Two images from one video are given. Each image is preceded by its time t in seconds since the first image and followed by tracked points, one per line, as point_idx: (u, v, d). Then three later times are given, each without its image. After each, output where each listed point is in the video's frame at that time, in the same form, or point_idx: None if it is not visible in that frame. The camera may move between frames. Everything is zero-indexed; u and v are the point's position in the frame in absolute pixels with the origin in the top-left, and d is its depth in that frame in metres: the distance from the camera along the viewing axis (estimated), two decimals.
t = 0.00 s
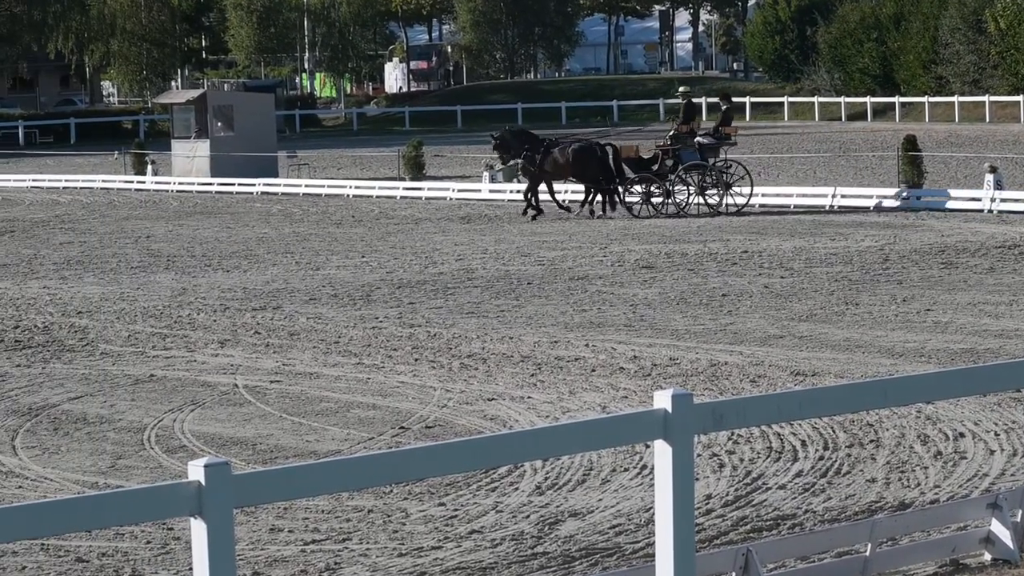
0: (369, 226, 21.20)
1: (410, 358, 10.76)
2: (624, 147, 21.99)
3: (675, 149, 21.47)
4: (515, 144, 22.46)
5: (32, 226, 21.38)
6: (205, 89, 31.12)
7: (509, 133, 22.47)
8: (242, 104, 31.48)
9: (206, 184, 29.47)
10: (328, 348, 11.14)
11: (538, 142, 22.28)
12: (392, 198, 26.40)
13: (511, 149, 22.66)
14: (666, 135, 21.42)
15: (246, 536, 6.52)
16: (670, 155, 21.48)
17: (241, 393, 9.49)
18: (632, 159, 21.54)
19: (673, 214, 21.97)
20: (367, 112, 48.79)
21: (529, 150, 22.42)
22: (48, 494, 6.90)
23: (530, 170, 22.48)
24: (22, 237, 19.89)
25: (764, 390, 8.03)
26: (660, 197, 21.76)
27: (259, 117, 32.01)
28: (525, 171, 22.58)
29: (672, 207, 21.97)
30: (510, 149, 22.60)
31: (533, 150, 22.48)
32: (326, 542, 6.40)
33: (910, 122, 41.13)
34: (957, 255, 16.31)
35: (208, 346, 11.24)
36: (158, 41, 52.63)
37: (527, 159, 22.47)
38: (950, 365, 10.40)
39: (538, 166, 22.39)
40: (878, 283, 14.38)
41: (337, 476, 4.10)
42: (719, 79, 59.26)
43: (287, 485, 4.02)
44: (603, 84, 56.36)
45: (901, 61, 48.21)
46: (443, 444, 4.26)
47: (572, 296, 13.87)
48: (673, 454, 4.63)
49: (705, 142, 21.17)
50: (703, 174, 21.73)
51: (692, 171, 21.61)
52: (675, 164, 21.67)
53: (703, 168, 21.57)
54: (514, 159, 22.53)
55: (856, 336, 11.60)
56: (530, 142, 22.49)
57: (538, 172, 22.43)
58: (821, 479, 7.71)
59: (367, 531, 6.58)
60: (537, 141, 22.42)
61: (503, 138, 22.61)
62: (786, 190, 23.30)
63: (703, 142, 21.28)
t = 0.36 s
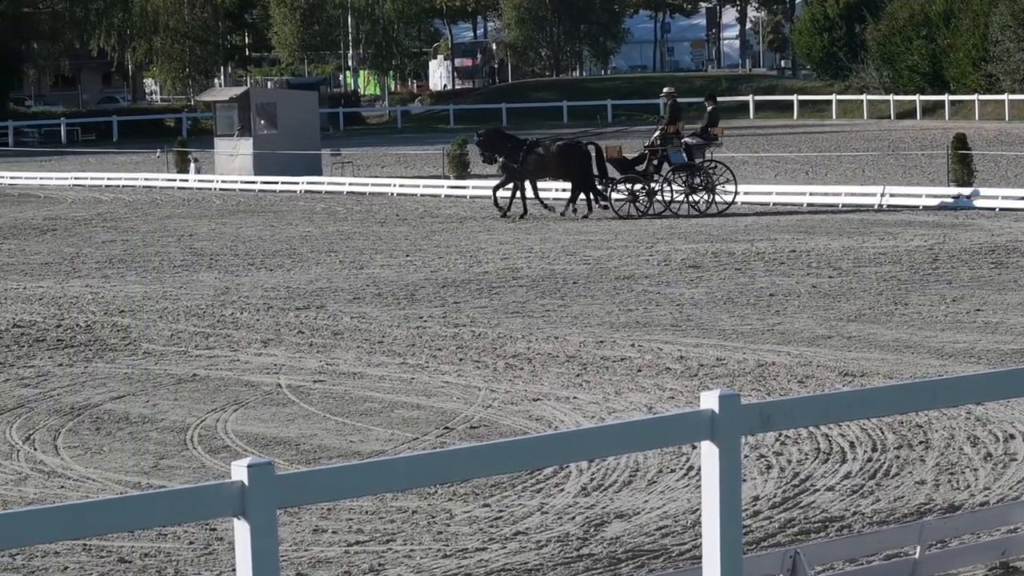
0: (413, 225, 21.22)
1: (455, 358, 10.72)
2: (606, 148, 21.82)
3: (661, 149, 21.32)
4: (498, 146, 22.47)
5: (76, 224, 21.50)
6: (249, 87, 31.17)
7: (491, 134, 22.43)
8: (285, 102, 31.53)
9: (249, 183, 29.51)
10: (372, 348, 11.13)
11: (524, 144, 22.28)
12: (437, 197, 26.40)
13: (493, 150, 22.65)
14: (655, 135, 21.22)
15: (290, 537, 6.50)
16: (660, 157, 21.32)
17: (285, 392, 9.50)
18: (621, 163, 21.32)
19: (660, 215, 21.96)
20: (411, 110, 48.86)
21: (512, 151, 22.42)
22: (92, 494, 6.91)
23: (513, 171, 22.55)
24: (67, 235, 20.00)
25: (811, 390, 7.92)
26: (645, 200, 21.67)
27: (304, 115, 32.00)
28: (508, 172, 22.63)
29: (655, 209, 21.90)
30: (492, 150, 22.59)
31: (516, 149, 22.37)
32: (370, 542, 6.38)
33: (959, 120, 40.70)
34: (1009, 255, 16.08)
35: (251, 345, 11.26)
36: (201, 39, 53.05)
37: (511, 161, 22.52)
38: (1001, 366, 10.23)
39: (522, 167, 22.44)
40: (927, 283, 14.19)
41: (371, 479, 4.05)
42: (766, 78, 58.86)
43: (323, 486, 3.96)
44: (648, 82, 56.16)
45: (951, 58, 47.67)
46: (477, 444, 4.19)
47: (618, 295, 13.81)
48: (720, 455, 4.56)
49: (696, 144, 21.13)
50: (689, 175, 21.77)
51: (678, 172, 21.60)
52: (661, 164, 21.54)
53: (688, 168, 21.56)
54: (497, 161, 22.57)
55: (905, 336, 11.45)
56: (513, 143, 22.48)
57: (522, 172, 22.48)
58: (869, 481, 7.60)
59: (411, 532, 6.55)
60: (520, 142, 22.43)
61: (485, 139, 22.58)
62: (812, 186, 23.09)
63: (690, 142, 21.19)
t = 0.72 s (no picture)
0: (472, 223, 21.19)
1: (515, 357, 10.69)
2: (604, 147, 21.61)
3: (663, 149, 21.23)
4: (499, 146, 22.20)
5: (136, 223, 21.71)
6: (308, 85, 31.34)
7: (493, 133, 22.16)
8: (342, 99, 31.63)
9: (308, 180, 29.60)
10: (432, 346, 11.11)
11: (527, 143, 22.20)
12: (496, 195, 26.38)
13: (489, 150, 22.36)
14: (655, 136, 21.13)
15: (349, 536, 6.48)
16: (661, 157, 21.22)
17: (345, 391, 9.50)
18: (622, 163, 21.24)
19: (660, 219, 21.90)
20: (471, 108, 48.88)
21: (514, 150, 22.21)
22: (152, 494, 6.93)
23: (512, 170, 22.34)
24: (128, 233, 20.20)
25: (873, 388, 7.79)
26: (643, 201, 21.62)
27: (362, 110, 32.21)
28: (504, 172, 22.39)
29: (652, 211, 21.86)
30: (489, 149, 22.32)
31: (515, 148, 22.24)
32: (430, 542, 6.35)
33: None
34: None
35: (311, 344, 11.28)
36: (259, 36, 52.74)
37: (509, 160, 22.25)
38: None
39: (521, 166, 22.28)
40: (992, 283, 13.94)
41: (427, 480, 4.00)
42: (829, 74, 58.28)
43: (382, 482, 3.93)
44: (709, 79, 55.81)
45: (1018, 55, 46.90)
46: (534, 444, 4.14)
47: (678, 294, 13.69)
48: (782, 455, 4.49)
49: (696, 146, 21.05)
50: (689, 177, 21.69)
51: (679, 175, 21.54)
52: (661, 164, 21.46)
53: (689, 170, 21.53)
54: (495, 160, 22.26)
55: (970, 336, 11.25)
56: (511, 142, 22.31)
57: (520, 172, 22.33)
58: (932, 481, 7.46)
59: (471, 532, 6.52)
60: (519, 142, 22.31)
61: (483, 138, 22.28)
62: (875, 185, 22.84)
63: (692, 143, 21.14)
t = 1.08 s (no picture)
0: (520, 221, 21.13)
1: (564, 356, 10.64)
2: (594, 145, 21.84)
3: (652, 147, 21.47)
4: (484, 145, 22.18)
5: (182, 220, 21.84)
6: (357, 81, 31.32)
7: (477, 132, 22.15)
8: (390, 97, 31.67)
9: (355, 178, 29.62)
10: (480, 345, 11.08)
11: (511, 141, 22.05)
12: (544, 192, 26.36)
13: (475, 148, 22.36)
14: (646, 135, 21.35)
15: (396, 536, 6.44)
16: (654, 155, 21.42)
17: (392, 390, 9.49)
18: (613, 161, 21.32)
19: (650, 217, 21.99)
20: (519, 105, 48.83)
21: (499, 148, 22.13)
22: (198, 493, 6.93)
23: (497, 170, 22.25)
24: (175, 231, 20.33)
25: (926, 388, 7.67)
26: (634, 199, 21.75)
27: (411, 109, 32.20)
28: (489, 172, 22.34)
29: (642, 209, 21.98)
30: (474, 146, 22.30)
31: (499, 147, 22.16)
32: (478, 543, 6.31)
33: None
34: None
35: (358, 343, 11.28)
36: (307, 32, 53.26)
37: (494, 159, 22.18)
38: None
39: (506, 165, 22.18)
40: None
41: (473, 480, 3.95)
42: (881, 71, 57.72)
43: (429, 483, 3.89)
44: (759, 75, 55.45)
45: None
46: (582, 444, 4.10)
47: (729, 294, 13.58)
48: (833, 456, 4.40)
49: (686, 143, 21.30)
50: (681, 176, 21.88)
51: (669, 173, 21.75)
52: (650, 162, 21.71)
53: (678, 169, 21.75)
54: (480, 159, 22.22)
55: None
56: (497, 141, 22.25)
57: (507, 171, 22.23)
58: (986, 482, 7.33)
59: (519, 532, 6.48)
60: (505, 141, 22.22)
61: (469, 135, 22.29)
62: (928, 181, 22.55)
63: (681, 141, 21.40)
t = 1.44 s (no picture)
0: (570, 220, 21.05)
1: (616, 357, 10.56)
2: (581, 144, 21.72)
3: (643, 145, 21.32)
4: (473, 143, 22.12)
5: (230, 219, 21.94)
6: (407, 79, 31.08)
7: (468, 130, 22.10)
8: (440, 94, 31.56)
9: (404, 176, 29.52)
10: (531, 346, 11.03)
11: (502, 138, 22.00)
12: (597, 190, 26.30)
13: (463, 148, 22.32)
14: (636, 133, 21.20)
15: (445, 539, 6.40)
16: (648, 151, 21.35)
17: (442, 391, 9.46)
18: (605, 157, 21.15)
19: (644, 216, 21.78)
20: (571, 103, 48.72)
21: (489, 147, 22.08)
22: (245, 495, 6.92)
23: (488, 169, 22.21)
24: (223, 229, 20.41)
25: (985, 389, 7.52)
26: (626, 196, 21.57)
27: (455, 106, 32.16)
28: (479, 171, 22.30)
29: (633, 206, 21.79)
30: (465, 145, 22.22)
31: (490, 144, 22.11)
32: (528, 546, 6.25)
33: None
34: None
35: (407, 343, 11.25)
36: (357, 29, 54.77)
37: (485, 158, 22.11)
38: None
39: (498, 162, 22.10)
40: None
41: (521, 482, 3.88)
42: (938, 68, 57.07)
43: (482, 482, 3.83)
44: (813, 72, 54.98)
45: None
46: (636, 446, 4.03)
47: (783, 293, 13.44)
48: (889, 457, 4.30)
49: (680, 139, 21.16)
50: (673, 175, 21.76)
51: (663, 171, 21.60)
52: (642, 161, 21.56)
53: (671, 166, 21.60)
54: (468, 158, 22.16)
55: None
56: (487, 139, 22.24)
57: (498, 169, 22.19)
58: None
59: (569, 536, 6.41)
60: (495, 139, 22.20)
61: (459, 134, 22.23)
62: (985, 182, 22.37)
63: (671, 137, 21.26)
